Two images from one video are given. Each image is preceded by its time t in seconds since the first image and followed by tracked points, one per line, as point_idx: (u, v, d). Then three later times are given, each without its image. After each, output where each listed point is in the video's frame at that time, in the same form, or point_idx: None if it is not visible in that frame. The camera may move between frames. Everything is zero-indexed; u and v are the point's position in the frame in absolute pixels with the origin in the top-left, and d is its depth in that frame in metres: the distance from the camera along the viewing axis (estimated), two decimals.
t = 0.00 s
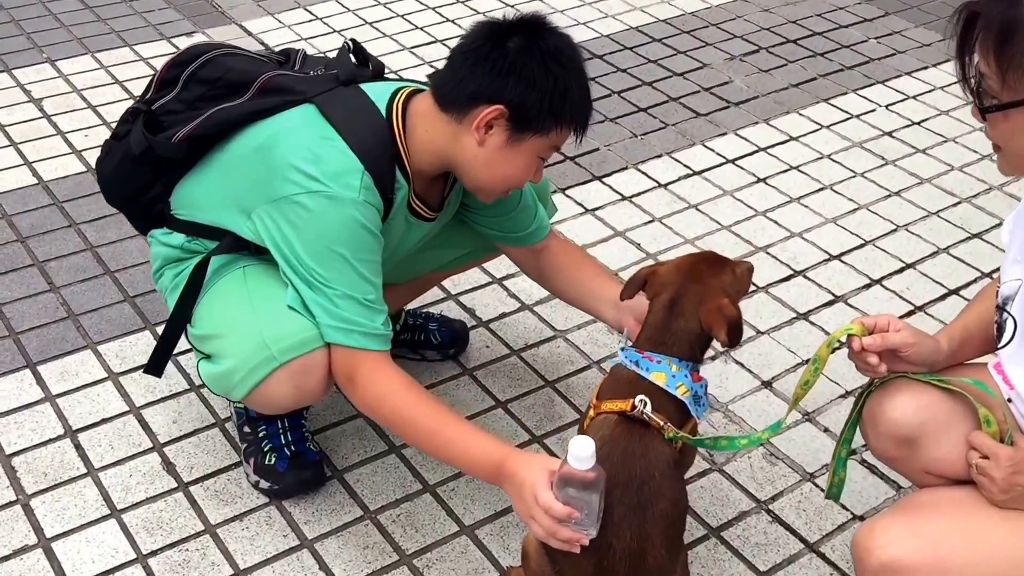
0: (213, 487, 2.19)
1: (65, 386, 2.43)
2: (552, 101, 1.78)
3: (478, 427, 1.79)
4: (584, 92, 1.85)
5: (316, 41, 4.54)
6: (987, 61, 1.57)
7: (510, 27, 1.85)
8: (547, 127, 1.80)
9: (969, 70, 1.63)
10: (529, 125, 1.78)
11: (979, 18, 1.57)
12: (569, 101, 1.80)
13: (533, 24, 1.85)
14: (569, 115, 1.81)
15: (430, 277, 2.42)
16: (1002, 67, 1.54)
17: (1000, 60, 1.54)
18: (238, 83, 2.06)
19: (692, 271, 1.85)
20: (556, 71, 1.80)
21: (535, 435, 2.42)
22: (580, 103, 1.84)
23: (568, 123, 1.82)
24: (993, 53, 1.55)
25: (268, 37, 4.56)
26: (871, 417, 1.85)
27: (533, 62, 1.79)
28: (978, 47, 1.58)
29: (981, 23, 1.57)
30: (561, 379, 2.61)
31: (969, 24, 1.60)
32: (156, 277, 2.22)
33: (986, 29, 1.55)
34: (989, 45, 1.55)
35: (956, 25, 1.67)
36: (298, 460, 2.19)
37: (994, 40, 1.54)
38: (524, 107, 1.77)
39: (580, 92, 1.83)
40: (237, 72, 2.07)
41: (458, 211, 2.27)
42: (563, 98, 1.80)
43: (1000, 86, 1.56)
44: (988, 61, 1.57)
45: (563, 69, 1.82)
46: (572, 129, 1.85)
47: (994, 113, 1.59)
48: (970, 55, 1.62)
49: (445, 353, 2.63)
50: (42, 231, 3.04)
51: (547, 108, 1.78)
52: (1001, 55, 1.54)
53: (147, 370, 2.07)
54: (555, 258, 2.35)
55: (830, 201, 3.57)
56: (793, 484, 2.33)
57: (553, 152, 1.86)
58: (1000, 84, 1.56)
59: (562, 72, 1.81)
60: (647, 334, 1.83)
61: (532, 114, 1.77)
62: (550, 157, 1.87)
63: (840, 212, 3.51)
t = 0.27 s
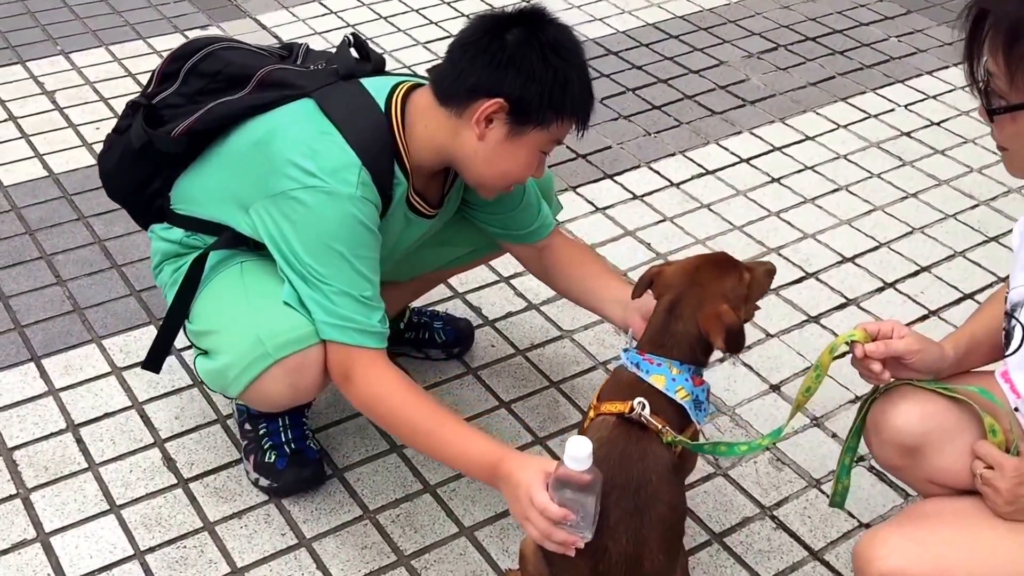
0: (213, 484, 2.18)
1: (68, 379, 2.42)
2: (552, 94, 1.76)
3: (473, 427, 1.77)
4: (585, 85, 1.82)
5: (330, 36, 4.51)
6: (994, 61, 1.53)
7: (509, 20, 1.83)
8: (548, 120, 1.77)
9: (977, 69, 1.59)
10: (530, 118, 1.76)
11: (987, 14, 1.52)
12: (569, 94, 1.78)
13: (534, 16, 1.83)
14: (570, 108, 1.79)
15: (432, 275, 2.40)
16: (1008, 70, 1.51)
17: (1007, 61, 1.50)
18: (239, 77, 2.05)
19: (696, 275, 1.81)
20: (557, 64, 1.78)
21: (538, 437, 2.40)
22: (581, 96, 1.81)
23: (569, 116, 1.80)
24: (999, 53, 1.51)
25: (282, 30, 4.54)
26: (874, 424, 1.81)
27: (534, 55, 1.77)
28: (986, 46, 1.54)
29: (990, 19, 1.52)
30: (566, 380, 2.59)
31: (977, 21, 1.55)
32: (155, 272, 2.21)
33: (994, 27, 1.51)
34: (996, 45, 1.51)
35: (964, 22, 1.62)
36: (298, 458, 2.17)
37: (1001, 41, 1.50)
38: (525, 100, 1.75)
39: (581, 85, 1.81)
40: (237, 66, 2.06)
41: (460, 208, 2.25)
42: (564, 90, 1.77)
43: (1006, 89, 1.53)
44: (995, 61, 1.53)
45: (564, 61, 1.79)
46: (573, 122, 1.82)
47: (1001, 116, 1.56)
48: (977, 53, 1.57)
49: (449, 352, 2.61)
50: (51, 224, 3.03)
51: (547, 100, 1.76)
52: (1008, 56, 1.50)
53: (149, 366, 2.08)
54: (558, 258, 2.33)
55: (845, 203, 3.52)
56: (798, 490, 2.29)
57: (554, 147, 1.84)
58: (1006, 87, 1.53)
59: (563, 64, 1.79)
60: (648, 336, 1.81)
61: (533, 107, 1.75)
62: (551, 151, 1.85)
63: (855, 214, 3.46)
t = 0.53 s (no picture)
0: (212, 483, 2.17)
1: (73, 375, 2.43)
2: (550, 89, 1.74)
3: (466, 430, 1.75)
4: (583, 79, 1.80)
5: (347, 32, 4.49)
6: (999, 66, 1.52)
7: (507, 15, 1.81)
8: (546, 116, 1.75)
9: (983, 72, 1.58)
10: (529, 114, 1.74)
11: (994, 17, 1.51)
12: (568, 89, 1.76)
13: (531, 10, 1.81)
14: (569, 103, 1.77)
15: (437, 277, 2.39)
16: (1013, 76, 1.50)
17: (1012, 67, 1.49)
18: (239, 70, 2.05)
19: (696, 280, 1.78)
20: (554, 58, 1.76)
21: (541, 441, 2.37)
22: (579, 91, 1.79)
23: (568, 111, 1.78)
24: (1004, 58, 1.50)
25: (299, 27, 4.52)
26: (875, 435, 1.79)
27: (531, 48, 1.75)
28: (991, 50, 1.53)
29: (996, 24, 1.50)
30: (571, 384, 2.56)
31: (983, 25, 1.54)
32: (155, 268, 2.21)
33: (999, 32, 1.50)
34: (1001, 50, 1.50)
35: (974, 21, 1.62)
36: (298, 458, 2.16)
37: (1006, 47, 1.49)
38: (523, 95, 1.73)
39: (578, 79, 1.79)
40: (238, 60, 2.06)
41: (462, 206, 2.24)
42: (562, 85, 1.75)
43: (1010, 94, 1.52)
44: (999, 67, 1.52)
45: (561, 54, 1.77)
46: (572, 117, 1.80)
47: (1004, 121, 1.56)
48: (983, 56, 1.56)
49: (453, 354, 2.59)
50: (62, 219, 3.03)
51: (545, 95, 1.74)
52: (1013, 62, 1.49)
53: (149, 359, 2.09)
54: (562, 259, 2.30)
55: (861, 207, 3.47)
56: (804, 501, 2.26)
57: (553, 142, 1.82)
58: (1012, 92, 1.52)
59: (560, 57, 1.77)
60: (647, 342, 1.79)
61: (531, 103, 1.73)
62: (550, 147, 1.83)
63: (871, 219, 3.41)
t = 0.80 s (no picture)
0: (211, 487, 2.17)
1: (78, 376, 2.44)
2: (521, 64, 1.71)
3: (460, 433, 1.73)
4: (570, 67, 1.75)
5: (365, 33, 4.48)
6: (988, 82, 1.63)
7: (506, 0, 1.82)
8: (514, 90, 1.71)
9: (972, 94, 1.69)
10: (497, 86, 1.72)
11: (977, 39, 1.63)
12: (525, 60, 1.71)
13: None
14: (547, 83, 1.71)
15: (443, 284, 2.38)
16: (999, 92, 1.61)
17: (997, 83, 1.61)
18: (245, 68, 2.05)
19: (693, 292, 1.77)
20: (535, 39, 1.74)
21: (542, 451, 2.35)
22: (561, 76, 1.73)
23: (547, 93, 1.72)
24: (991, 76, 1.61)
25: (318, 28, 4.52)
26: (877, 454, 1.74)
27: (510, 29, 1.75)
28: (977, 70, 1.64)
29: (981, 44, 1.62)
30: (575, 394, 2.53)
31: (968, 47, 1.66)
32: (159, 267, 2.22)
33: (985, 53, 1.61)
34: (988, 69, 1.61)
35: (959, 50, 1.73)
36: (296, 464, 2.15)
37: (990, 65, 1.61)
38: (492, 69, 1.72)
39: (563, 64, 1.74)
40: (245, 58, 2.06)
41: (464, 209, 2.23)
42: (536, 62, 1.71)
43: (1000, 113, 1.63)
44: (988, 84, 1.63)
45: (543, 38, 1.74)
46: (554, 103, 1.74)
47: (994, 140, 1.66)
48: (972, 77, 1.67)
49: (457, 361, 2.57)
50: (75, 218, 3.05)
51: (516, 69, 1.71)
52: (999, 78, 1.60)
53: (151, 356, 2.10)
54: (566, 267, 2.27)
55: (877, 217, 3.42)
56: (807, 518, 2.22)
57: (534, 128, 1.76)
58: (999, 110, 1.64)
59: (543, 40, 1.74)
60: (644, 353, 1.77)
61: (500, 76, 1.71)
62: (530, 133, 1.76)
63: (887, 229, 3.36)
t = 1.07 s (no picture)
0: (207, 495, 2.17)
1: (82, 380, 2.43)
2: (462, 36, 1.59)
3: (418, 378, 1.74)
4: (510, 75, 1.58)
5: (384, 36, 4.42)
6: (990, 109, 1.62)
7: None
8: (442, 53, 1.59)
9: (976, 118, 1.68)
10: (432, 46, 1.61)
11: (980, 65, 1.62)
12: (463, 42, 1.58)
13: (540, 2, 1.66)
14: (469, 73, 1.57)
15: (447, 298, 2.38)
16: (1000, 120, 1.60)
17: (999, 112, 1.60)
18: (256, 65, 2.06)
19: (691, 315, 1.73)
20: (490, 25, 1.60)
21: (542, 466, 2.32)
22: (490, 77, 1.57)
23: (464, 83, 1.57)
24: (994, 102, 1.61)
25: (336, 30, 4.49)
26: (874, 484, 1.76)
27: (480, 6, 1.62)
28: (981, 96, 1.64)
29: (985, 69, 1.61)
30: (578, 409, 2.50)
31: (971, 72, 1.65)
32: (161, 272, 2.23)
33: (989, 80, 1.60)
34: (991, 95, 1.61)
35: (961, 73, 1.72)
36: (292, 475, 2.14)
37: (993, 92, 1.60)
38: (437, 28, 1.62)
39: (502, 65, 1.58)
40: (257, 55, 2.07)
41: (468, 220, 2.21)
42: (475, 43, 1.58)
43: (1003, 141, 1.63)
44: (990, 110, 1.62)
45: (497, 32, 1.59)
46: (472, 97, 1.58)
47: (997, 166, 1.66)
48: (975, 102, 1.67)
49: (460, 373, 2.54)
50: (88, 222, 3.00)
51: (455, 38, 1.59)
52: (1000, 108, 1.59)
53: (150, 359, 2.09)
54: (568, 291, 2.24)
55: (893, 233, 3.37)
56: (810, 541, 2.18)
57: (447, 114, 1.61)
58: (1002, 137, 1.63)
59: (498, 30, 1.59)
60: (639, 376, 1.75)
61: (440, 37, 1.61)
62: (443, 117, 1.62)
63: (903, 246, 3.30)
